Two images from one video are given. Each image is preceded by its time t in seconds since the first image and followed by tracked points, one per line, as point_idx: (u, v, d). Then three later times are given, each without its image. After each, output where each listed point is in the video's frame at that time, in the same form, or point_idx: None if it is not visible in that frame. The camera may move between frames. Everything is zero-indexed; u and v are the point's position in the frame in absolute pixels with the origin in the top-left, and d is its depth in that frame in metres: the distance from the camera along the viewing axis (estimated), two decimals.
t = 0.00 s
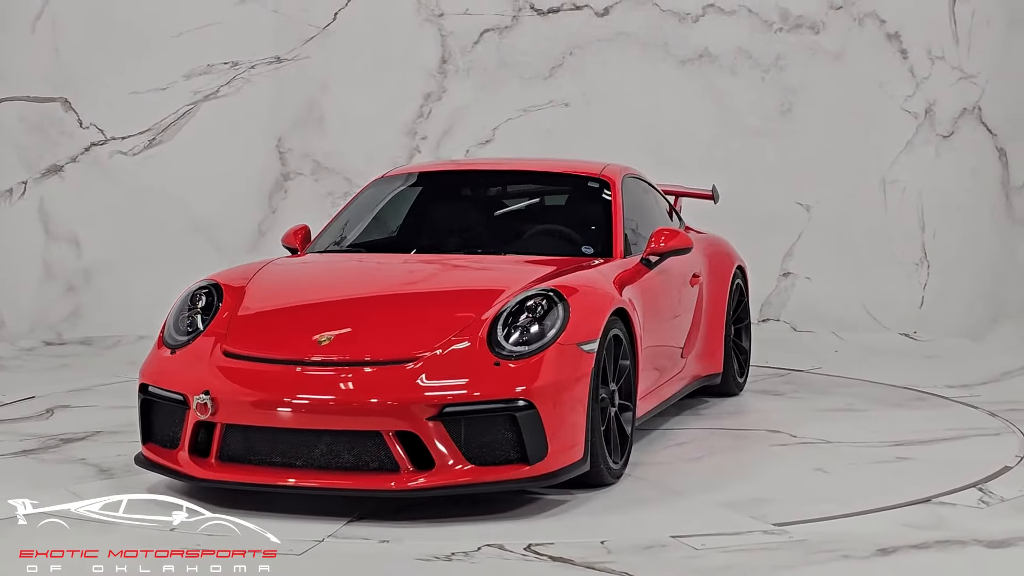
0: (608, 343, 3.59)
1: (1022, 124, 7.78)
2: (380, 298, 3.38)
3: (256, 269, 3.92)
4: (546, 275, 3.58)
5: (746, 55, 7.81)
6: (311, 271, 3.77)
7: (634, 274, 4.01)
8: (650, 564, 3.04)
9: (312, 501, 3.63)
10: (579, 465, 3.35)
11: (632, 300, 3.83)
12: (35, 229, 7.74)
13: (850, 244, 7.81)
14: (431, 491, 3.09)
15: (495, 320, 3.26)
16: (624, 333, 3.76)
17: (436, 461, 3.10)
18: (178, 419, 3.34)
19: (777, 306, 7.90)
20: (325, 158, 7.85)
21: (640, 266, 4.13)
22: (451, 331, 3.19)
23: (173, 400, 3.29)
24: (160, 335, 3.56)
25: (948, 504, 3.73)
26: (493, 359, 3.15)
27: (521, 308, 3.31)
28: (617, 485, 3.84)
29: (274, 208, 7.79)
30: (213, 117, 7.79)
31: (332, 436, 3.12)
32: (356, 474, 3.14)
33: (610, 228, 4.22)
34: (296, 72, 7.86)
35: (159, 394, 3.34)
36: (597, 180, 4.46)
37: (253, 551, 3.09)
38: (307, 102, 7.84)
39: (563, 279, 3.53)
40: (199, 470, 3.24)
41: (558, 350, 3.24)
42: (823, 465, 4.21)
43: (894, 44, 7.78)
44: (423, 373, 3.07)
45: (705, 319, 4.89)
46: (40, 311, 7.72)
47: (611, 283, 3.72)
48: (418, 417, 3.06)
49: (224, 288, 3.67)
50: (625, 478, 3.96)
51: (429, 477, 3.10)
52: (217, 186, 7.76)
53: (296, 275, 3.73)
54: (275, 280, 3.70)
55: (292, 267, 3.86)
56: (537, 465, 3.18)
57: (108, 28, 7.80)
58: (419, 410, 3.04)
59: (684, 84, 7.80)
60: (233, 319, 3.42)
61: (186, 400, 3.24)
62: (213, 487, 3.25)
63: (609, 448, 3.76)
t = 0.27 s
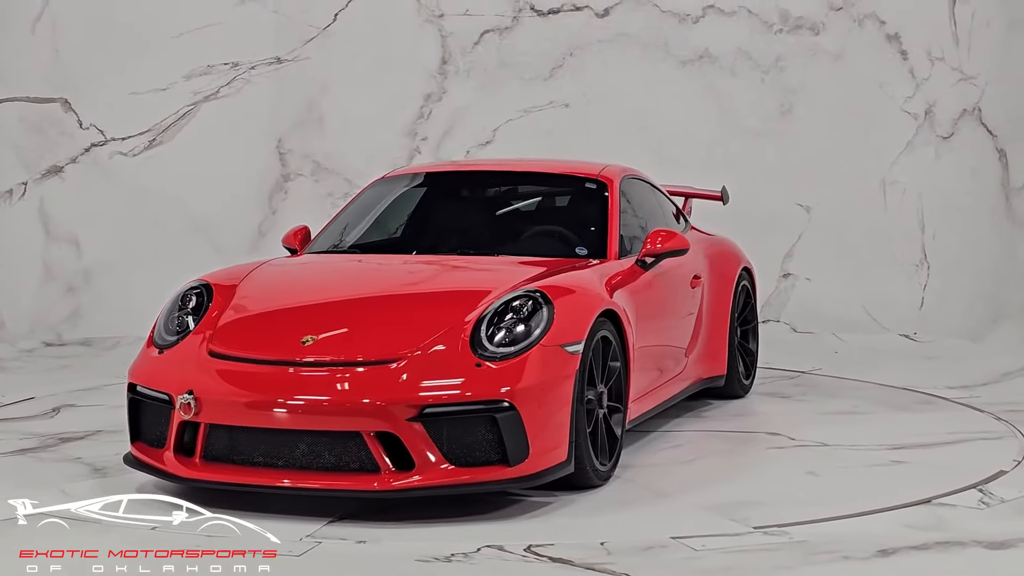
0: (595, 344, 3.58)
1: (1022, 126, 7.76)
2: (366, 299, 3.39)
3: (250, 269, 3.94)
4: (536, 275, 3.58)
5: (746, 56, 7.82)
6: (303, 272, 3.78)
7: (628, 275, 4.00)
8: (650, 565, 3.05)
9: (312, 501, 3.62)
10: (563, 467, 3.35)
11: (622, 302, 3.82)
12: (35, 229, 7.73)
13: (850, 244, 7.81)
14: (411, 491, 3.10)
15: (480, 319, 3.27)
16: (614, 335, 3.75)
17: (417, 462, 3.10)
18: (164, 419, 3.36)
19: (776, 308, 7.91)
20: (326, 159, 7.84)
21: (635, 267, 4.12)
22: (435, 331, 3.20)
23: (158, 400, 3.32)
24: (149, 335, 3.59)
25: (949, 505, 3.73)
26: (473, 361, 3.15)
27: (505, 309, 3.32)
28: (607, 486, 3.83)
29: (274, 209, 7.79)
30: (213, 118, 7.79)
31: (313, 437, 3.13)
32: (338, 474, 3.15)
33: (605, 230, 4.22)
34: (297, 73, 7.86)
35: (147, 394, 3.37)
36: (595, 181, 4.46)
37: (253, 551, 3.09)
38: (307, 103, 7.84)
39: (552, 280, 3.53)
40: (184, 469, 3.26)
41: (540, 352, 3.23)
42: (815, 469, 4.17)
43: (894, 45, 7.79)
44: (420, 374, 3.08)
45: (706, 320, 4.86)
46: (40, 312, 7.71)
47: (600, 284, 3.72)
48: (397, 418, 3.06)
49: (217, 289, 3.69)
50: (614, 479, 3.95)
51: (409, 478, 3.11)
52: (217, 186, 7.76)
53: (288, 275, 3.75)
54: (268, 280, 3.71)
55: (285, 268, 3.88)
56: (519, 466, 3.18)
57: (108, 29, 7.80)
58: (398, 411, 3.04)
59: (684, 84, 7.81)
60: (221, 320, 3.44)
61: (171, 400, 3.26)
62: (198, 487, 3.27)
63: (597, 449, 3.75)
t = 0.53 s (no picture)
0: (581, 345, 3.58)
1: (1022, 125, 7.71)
2: (352, 301, 3.40)
3: (243, 270, 3.96)
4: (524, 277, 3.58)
5: (746, 58, 7.82)
6: (294, 272, 3.80)
7: (621, 276, 4.00)
8: (650, 566, 3.05)
9: (310, 502, 3.62)
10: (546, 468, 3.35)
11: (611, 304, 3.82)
12: (34, 231, 7.63)
13: (850, 245, 7.81)
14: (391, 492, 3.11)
15: (466, 318, 3.29)
16: (603, 336, 3.74)
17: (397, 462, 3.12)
18: (150, 419, 3.38)
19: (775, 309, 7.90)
20: (325, 160, 7.84)
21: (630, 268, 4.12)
22: (418, 332, 3.22)
23: (145, 399, 3.34)
24: (139, 334, 3.62)
25: (948, 505, 3.74)
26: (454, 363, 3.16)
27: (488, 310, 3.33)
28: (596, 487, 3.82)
29: (274, 210, 7.79)
30: (213, 119, 7.78)
31: (295, 437, 3.14)
32: (319, 474, 3.16)
33: (600, 230, 4.20)
34: (297, 74, 7.86)
35: (134, 393, 3.39)
36: (592, 182, 4.44)
37: (252, 551, 3.09)
38: (307, 104, 7.84)
39: (538, 281, 3.54)
40: (168, 469, 3.28)
41: (523, 353, 3.25)
42: (806, 471, 4.14)
43: (894, 46, 7.82)
44: (418, 373, 3.11)
45: (707, 322, 4.84)
46: (39, 314, 7.58)
47: (589, 286, 3.72)
48: (377, 419, 3.07)
49: (208, 289, 3.71)
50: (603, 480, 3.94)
51: (389, 478, 3.12)
52: (218, 187, 7.75)
53: (279, 276, 3.76)
54: (259, 281, 3.73)
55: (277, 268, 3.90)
56: (500, 467, 3.19)
57: (108, 29, 7.78)
58: (378, 411, 3.05)
59: (684, 85, 7.81)
60: (208, 321, 3.46)
61: (156, 400, 3.28)
62: (184, 487, 3.29)
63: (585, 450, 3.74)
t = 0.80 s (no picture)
0: (567, 345, 3.58)
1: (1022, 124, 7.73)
2: (339, 301, 3.42)
3: (236, 268, 3.99)
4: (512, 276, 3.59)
5: (746, 57, 7.82)
6: (286, 272, 3.82)
7: (614, 276, 3.99)
8: (650, 565, 3.05)
9: (308, 502, 3.63)
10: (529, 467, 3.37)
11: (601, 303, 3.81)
12: (34, 231, 7.63)
13: (850, 244, 7.81)
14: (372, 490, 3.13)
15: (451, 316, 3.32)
16: (591, 336, 3.74)
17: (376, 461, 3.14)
18: (138, 417, 3.42)
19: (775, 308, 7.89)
20: (325, 159, 7.84)
21: (624, 267, 4.12)
22: (402, 331, 3.24)
23: (132, 397, 3.38)
24: (129, 333, 3.66)
25: (948, 504, 3.74)
26: (434, 362, 3.18)
27: (472, 309, 3.35)
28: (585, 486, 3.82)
29: (274, 209, 7.79)
30: (213, 118, 7.78)
31: (276, 436, 3.17)
32: (300, 473, 3.18)
33: (595, 230, 4.19)
34: (297, 73, 7.86)
35: (121, 391, 3.43)
36: (588, 181, 4.44)
37: (252, 551, 3.09)
38: (307, 104, 7.84)
39: (524, 280, 3.55)
40: (153, 466, 3.31)
41: (505, 353, 3.26)
42: (797, 472, 4.12)
43: (894, 45, 7.82)
44: (407, 375, 3.13)
45: (709, 321, 4.82)
46: (39, 313, 7.58)
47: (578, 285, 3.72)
48: (357, 418, 3.10)
49: (198, 289, 3.73)
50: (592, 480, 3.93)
51: (369, 477, 3.14)
52: (218, 187, 7.75)
53: (271, 275, 3.78)
54: (252, 281, 3.75)
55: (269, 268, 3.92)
56: (480, 466, 3.21)
57: (107, 28, 7.77)
58: (357, 410, 3.08)
59: (684, 84, 7.81)
60: (196, 322, 3.48)
61: (142, 398, 3.32)
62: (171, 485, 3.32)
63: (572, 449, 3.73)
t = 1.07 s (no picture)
0: (553, 345, 3.59)
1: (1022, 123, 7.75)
2: (327, 300, 3.44)
3: (229, 267, 4.04)
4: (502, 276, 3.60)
5: (746, 56, 7.82)
6: (279, 271, 3.84)
7: (608, 276, 4.00)
8: (650, 565, 3.05)
9: (306, 502, 3.63)
10: (512, 467, 3.38)
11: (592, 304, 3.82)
12: (34, 231, 7.62)
13: (850, 243, 7.81)
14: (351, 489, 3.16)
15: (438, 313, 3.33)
16: (579, 335, 3.75)
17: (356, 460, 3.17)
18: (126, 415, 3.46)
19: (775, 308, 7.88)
20: (325, 159, 7.84)
21: (619, 267, 4.12)
22: (390, 331, 3.26)
23: (119, 395, 3.43)
24: (121, 332, 3.71)
25: (948, 504, 3.75)
26: (415, 361, 3.19)
27: (457, 309, 3.36)
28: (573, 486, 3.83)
29: (274, 209, 7.79)
30: (213, 118, 7.78)
31: (258, 434, 3.20)
32: (281, 471, 3.21)
33: (590, 230, 4.19)
34: (297, 73, 7.86)
35: (110, 389, 3.48)
36: (585, 181, 4.44)
37: (252, 551, 3.09)
38: (307, 104, 7.84)
39: (512, 280, 3.56)
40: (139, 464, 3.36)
41: (489, 352, 3.28)
42: (786, 474, 4.09)
43: (894, 45, 7.82)
44: (392, 375, 3.15)
45: (711, 322, 4.81)
46: (39, 313, 7.56)
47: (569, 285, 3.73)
48: (337, 416, 3.11)
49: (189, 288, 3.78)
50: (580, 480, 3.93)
51: (349, 476, 3.17)
52: (218, 187, 7.75)
53: (264, 274, 3.81)
54: (244, 280, 3.78)
55: (264, 267, 3.95)
56: (461, 466, 3.23)
57: (107, 28, 7.75)
58: (337, 409, 3.09)
59: (684, 84, 7.82)
60: (185, 322, 3.52)
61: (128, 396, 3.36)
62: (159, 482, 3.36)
63: (559, 449, 3.74)
